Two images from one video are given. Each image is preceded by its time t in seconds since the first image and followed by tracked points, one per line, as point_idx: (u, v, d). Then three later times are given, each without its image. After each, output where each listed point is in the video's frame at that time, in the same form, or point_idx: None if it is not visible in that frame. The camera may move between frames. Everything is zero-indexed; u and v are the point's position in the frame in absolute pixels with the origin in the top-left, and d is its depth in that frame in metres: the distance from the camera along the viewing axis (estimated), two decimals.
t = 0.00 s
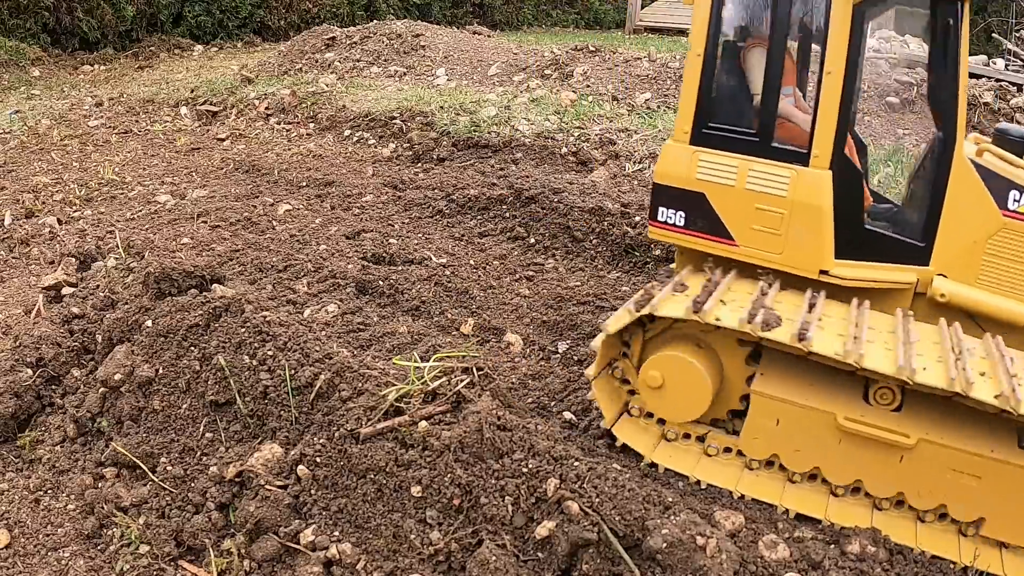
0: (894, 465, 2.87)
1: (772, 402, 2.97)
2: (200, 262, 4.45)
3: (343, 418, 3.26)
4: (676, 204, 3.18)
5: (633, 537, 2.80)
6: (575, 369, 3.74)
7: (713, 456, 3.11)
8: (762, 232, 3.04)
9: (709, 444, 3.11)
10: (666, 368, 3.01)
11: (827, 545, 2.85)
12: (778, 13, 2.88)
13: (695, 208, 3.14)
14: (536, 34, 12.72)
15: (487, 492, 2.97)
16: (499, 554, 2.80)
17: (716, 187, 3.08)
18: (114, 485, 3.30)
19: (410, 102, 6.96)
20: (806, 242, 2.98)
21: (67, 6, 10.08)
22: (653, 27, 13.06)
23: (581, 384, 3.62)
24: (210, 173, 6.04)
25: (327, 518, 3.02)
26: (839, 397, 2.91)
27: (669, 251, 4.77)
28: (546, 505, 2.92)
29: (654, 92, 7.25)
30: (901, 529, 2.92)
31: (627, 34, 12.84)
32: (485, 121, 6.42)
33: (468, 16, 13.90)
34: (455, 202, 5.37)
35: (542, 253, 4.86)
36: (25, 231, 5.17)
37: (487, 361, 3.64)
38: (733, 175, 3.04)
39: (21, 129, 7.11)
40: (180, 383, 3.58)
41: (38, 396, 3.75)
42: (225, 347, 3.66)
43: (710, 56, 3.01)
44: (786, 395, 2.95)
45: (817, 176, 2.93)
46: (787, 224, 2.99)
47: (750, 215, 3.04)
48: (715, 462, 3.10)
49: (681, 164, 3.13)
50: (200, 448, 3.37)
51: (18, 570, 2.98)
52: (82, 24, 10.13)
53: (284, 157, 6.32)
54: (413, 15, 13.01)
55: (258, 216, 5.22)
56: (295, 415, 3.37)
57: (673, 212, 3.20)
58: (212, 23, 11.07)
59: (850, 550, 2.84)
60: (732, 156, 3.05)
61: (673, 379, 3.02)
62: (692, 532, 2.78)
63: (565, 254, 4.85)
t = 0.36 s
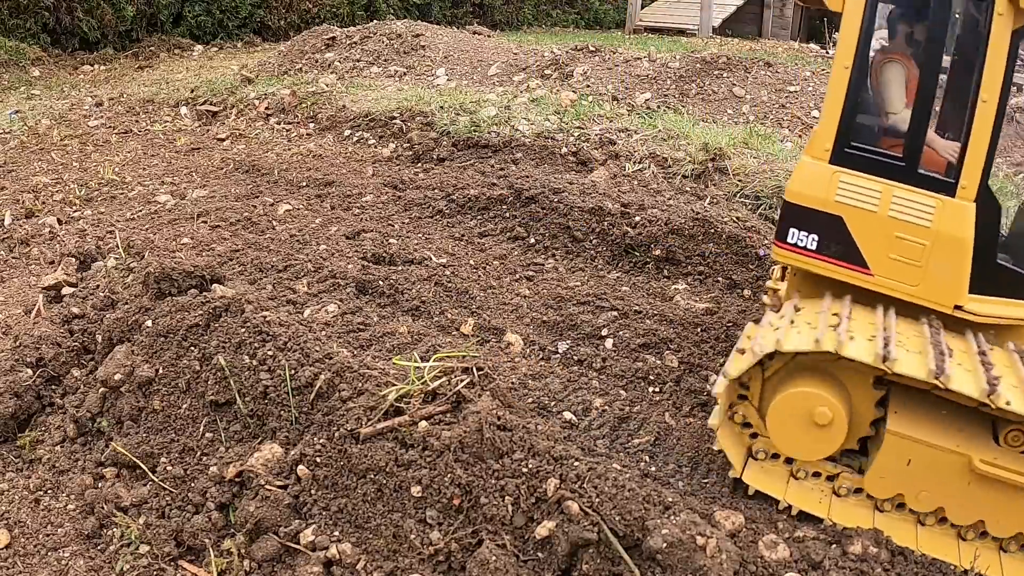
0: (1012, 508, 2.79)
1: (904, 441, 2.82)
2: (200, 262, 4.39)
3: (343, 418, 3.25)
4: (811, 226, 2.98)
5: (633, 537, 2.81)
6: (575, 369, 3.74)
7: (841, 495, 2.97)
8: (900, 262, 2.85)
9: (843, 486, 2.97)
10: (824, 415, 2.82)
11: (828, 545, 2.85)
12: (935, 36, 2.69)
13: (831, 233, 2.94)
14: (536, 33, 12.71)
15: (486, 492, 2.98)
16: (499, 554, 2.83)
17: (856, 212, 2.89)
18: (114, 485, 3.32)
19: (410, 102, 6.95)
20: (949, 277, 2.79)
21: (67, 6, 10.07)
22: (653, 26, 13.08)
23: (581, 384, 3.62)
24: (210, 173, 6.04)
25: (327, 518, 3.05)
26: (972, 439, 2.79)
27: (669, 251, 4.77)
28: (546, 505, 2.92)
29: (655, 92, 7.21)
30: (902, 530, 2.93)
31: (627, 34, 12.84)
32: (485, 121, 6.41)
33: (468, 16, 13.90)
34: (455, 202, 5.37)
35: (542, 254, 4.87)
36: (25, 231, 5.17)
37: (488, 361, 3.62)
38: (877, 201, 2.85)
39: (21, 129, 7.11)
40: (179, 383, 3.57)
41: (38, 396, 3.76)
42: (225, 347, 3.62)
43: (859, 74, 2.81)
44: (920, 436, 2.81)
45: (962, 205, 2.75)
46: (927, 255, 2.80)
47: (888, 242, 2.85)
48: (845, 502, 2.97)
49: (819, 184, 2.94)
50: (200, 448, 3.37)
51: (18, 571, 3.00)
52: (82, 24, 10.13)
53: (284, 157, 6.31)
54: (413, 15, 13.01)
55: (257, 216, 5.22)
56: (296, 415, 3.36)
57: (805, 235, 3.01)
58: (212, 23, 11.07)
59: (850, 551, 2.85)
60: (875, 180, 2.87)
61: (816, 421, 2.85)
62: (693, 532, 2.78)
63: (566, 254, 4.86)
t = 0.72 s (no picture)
0: None
1: None
2: (200, 262, 4.38)
3: (343, 418, 3.24)
4: (927, 257, 2.81)
5: (632, 537, 2.81)
6: (575, 369, 3.74)
7: (873, 498, 2.92)
8: (1018, 293, 2.77)
9: (875, 488, 2.90)
10: (959, 471, 2.70)
11: (830, 546, 2.86)
12: None
13: (951, 264, 2.79)
14: (537, 33, 12.71)
15: (487, 492, 2.98)
16: (499, 554, 2.83)
17: (978, 242, 2.75)
18: (114, 485, 3.32)
19: (410, 102, 6.96)
20: None
21: (67, 6, 10.05)
22: (652, 26, 13.09)
23: (581, 384, 3.61)
24: (210, 173, 6.04)
25: (327, 518, 3.05)
26: None
27: (669, 251, 4.77)
28: (546, 505, 2.93)
29: (654, 92, 7.22)
30: (932, 534, 2.88)
31: (627, 34, 12.83)
32: (485, 121, 6.41)
33: (468, 16, 13.90)
34: (455, 202, 5.37)
35: (542, 254, 4.87)
36: (25, 231, 5.18)
37: (488, 361, 3.62)
38: (999, 230, 2.75)
39: (21, 129, 7.11)
40: (179, 383, 3.57)
41: (38, 396, 3.76)
42: (225, 347, 3.62)
43: (980, 101, 2.68)
44: None
45: None
46: None
47: (1008, 272, 2.76)
48: (875, 503, 2.92)
49: (939, 215, 2.77)
50: (200, 448, 3.37)
51: (18, 570, 3.01)
52: (82, 24, 10.12)
53: (284, 157, 6.31)
54: (413, 15, 13.01)
55: (258, 216, 5.23)
56: (296, 414, 3.35)
57: (924, 267, 2.82)
58: (212, 23, 11.08)
59: (851, 551, 2.85)
60: (995, 209, 2.76)
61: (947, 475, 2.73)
62: (693, 531, 2.79)
63: (566, 254, 4.86)
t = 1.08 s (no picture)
0: None
1: None
2: (199, 262, 4.38)
3: (343, 418, 3.24)
4: (1002, 255, 2.72)
5: (632, 537, 2.81)
6: (575, 369, 3.74)
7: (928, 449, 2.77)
8: None
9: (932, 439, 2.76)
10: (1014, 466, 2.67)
11: (830, 545, 2.86)
12: None
13: None
14: (537, 33, 12.71)
15: (487, 492, 2.98)
16: (499, 555, 2.84)
17: None
18: (114, 485, 3.32)
19: (410, 102, 6.96)
20: None
21: (67, 6, 10.04)
22: (652, 26, 13.10)
23: (581, 384, 3.61)
24: (210, 173, 6.04)
25: (327, 518, 3.05)
26: None
27: (669, 251, 4.77)
28: (545, 505, 2.92)
29: (654, 91, 7.23)
30: (947, 516, 2.82)
31: (627, 34, 12.83)
32: (485, 121, 6.42)
33: (468, 16, 13.90)
34: (455, 202, 5.37)
35: (542, 254, 4.87)
36: (25, 231, 5.18)
37: (488, 361, 3.62)
38: None
39: (21, 129, 7.11)
40: (179, 383, 3.57)
41: (38, 396, 3.76)
42: (225, 347, 3.62)
43: None
44: None
45: None
46: None
47: None
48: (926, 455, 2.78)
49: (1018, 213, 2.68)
50: (200, 448, 3.37)
51: (18, 570, 3.00)
52: (82, 24, 10.12)
53: (284, 157, 6.31)
54: (413, 15, 13.00)
55: (258, 216, 5.23)
56: (296, 414, 3.35)
57: (998, 265, 2.74)
58: (212, 23, 11.08)
59: (851, 552, 2.85)
60: None
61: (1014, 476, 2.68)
62: (693, 531, 2.79)
63: (566, 254, 4.86)
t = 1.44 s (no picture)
0: None
1: None
2: (200, 262, 4.38)
3: (343, 418, 3.24)
4: (1004, 252, 2.71)
5: (632, 537, 2.81)
6: (575, 369, 3.74)
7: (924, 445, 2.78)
8: None
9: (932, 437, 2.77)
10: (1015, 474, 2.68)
11: (830, 546, 2.86)
12: None
13: None
14: (537, 33, 12.71)
15: (487, 492, 2.98)
16: (499, 555, 2.84)
17: None
18: (114, 485, 3.32)
19: (410, 102, 6.96)
20: None
21: (67, 6, 10.04)
22: (652, 26, 13.10)
23: (581, 384, 3.61)
24: (210, 173, 6.04)
25: (327, 518, 3.05)
26: None
27: (669, 251, 4.77)
28: (545, 505, 2.93)
29: (654, 91, 7.23)
30: (947, 512, 2.83)
31: (627, 34, 12.84)
32: (485, 121, 6.42)
33: (468, 16, 13.91)
34: (455, 203, 5.37)
35: (542, 254, 4.87)
36: (25, 231, 5.18)
37: (488, 361, 3.62)
38: None
39: (21, 129, 7.11)
40: (180, 383, 3.57)
41: (38, 396, 3.76)
42: (225, 347, 3.62)
43: None
44: None
45: None
46: None
47: None
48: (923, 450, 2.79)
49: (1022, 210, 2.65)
50: (200, 448, 3.37)
51: (18, 570, 3.00)
52: (82, 24, 10.11)
53: (284, 157, 6.31)
54: (413, 15, 13.00)
55: (258, 216, 5.23)
56: (296, 414, 3.35)
57: (1000, 262, 2.73)
58: (212, 23, 11.08)
59: (851, 552, 2.85)
60: None
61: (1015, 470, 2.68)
62: (693, 531, 2.79)
63: (566, 254, 4.86)
